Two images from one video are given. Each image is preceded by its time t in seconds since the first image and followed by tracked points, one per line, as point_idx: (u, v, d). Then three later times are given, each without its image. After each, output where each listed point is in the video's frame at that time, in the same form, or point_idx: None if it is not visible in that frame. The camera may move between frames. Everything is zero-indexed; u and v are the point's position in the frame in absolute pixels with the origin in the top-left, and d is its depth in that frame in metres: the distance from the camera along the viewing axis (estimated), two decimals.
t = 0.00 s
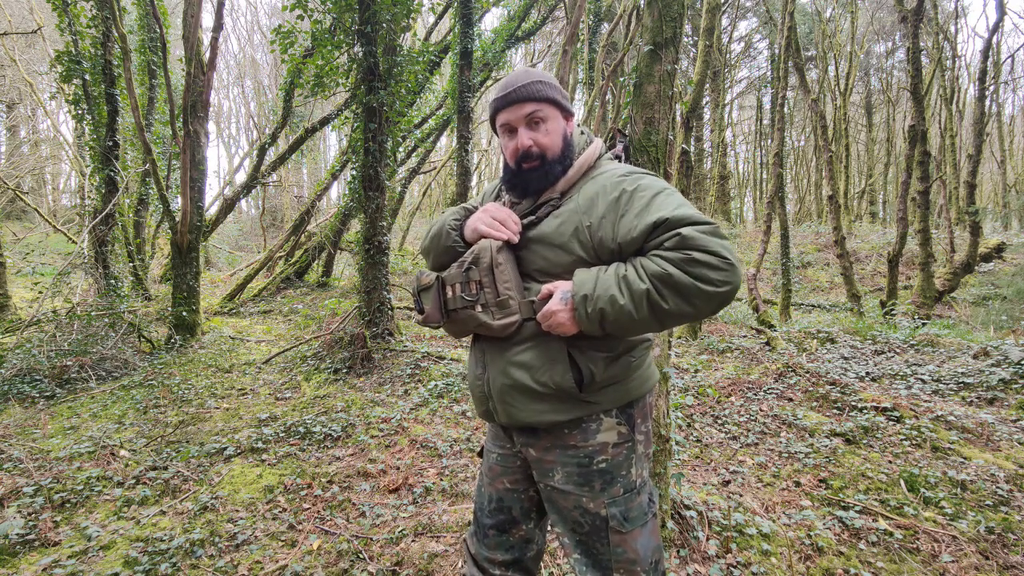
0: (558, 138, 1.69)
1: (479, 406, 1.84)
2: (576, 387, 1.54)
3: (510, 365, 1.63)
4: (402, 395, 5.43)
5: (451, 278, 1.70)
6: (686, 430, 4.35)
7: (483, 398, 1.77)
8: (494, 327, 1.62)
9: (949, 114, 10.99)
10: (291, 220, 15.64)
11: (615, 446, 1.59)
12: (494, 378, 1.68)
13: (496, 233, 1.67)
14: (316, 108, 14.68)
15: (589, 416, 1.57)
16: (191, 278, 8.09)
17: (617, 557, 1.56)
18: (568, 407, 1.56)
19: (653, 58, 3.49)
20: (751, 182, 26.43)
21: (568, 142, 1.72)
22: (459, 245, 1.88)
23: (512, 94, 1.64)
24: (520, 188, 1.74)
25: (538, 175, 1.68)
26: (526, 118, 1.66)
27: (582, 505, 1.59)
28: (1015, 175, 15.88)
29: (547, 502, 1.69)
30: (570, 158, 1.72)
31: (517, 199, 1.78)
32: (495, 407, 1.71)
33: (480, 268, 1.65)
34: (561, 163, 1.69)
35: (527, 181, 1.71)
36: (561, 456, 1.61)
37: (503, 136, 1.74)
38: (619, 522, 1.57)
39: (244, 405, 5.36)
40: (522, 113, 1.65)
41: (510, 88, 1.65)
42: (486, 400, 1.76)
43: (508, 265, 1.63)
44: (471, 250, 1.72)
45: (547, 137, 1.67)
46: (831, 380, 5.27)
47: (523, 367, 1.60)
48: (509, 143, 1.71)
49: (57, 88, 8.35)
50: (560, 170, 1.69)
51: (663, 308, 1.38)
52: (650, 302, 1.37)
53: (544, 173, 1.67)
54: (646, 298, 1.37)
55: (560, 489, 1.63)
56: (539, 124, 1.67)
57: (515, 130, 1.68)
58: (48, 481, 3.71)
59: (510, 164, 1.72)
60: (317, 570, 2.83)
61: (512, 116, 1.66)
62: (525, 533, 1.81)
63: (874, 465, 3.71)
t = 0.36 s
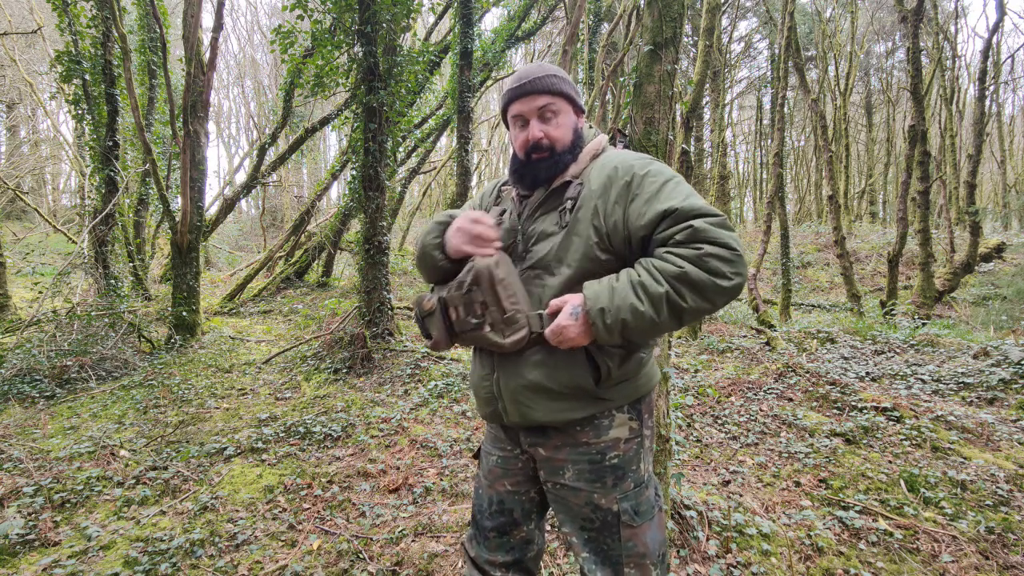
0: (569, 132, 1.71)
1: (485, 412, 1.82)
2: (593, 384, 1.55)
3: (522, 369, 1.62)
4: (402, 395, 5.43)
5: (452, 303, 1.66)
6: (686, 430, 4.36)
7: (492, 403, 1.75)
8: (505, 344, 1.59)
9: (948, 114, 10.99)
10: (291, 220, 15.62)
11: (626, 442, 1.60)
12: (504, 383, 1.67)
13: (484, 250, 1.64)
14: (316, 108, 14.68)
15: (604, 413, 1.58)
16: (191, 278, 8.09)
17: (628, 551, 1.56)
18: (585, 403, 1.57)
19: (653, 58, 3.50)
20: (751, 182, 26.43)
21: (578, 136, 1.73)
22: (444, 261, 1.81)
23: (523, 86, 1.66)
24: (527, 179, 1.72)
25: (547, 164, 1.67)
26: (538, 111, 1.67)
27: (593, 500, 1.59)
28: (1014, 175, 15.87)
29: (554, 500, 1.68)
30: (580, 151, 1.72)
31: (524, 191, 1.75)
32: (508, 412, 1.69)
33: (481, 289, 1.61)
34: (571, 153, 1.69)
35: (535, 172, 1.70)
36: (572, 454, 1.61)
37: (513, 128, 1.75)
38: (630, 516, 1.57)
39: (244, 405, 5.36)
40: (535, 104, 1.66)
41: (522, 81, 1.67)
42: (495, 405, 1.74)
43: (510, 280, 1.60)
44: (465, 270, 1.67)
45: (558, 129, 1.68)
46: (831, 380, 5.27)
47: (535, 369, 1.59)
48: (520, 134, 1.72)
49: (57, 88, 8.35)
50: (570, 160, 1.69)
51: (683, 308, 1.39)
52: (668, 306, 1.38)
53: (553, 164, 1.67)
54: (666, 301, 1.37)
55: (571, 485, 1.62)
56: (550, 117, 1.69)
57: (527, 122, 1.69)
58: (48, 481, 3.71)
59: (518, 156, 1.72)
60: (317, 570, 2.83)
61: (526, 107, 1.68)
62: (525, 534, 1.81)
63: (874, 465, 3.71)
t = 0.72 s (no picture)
0: (551, 127, 1.63)
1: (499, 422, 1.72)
2: (627, 375, 1.51)
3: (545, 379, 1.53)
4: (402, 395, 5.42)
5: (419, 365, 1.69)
6: (686, 430, 4.36)
7: (509, 417, 1.64)
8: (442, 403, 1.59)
9: (948, 114, 10.99)
10: (291, 219, 15.63)
11: (653, 432, 1.61)
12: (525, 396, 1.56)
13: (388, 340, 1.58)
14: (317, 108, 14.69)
15: (638, 400, 1.57)
16: (191, 278, 8.10)
17: (659, 538, 1.58)
18: (622, 394, 1.54)
19: (653, 58, 3.50)
20: (751, 182, 26.44)
21: (561, 128, 1.67)
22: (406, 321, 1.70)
23: (503, 80, 1.59)
24: (511, 175, 1.66)
25: (532, 159, 1.62)
26: (519, 105, 1.59)
27: (625, 495, 1.57)
28: (1014, 174, 15.87)
29: (581, 498, 1.65)
30: (564, 144, 1.67)
31: (509, 187, 1.68)
32: (534, 422, 1.60)
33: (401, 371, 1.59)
34: (555, 147, 1.64)
35: (520, 167, 1.64)
36: (605, 449, 1.57)
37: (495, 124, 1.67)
38: (661, 504, 1.59)
39: (244, 405, 5.36)
40: (515, 99, 1.58)
41: (502, 77, 1.60)
42: (514, 418, 1.63)
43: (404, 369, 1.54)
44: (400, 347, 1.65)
45: (540, 125, 1.61)
46: (831, 380, 5.27)
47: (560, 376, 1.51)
48: (501, 129, 1.65)
49: (57, 88, 8.35)
50: (555, 155, 1.64)
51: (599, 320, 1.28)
52: (582, 317, 1.27)
53: (538, 158, 1.62)
54: (580, 311, 1.28)
55: (602, 482, 1.59)
56: (532, 111, 1.61)
57: (507, 119, 1.62)
58: (48, 481, 3.71)
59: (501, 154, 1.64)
60: (317, 570, 2.83)
61: (505, 103, 1.60)
62: (532, 538, 1.80)
63: (874, 465, 3.71)
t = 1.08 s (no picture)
0: (459, 158, 1.54)
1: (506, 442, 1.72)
2: (616, 362, 1.51)
3: (544, 398, 1.53)
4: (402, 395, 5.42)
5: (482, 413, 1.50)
6: (686, 430, 4.35)
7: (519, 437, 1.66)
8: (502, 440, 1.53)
9: (949, 114, 10.99)
10: (291, 219, 15.62)
11: (651, 417, 1.63)
12: (534, 420, 1.60)
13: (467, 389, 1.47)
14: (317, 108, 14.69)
15: (632, 381, 1.57)
16: (191, 278, 8.10)
17: (664, 519, 1.61)
18: (619, 381, 1.54)
19: (653, 58, 3.50)
20: (751, 182, 26.44)
21: (471, 156, 1.58)
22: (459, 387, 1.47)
23: (401, 126, 1.52)
24: (435, 217, 1.59)
25: (448, 198, 1.55)
26: (422, 146, 1.52)
27: (633, 481, 1.57)
28: (1014, 174, 15.86)
29: (588, 488, 1.63)
30: (479, 170, 1.60)
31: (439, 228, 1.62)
32: (546, 438, 1.63)
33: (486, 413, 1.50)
34: (470, 176, 1.56)
35: (440, 207, 1.57)
36: (608, 438, 1.56)
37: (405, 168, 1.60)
38: (664, 485, 1.61)
39: (244, 405, 5.36)
40: (416, 140, 1.51)
41: (399, 124, 1.54)
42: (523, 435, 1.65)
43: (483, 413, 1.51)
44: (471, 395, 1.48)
45: (448, 160, 1.53)
46: (831, 380, 5.27)
47: (555, 392, 1.51)
48: (411, 175, 1.58)
49: (57, 88, 8.35)
50: (472, 184, 1.57)
51: (522, 274, 1.29)
52: (502, 274, 1.31)
53: (454, 196, 1.55)
54: (498, 270, 1.31)
55: (609, 471, 1.58)
56: (437, 149, 1.53)
57: (414, 163, 1.54)
58: (48, 481, 3.71)
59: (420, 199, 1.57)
60: (317, 570, 2.83)
61: (407, 147, 1.53)
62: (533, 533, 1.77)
63: (874, 465, 3.71)
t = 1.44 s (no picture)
0: (455, 210, 1.43)
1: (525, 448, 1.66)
2: (637, 365, 1.55)
3: (584, 419, 1.51)
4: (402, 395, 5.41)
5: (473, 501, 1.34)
6: (685, 430, 4.36)
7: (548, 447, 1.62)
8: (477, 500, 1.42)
9: (948, 114, 10.99)
10: (291, 220, 15.62)
11: (660, 403, 1.73)
12: (571, 435, 1.56)
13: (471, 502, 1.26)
14: (317, 108, 14.69)
15: (649, 376, 1.63)
16: (191, 278, 8.10)
17: (669, 493, 1.73)
18: (640, 376, 1.59)
19: (653, 58, 3.50)
20: (751, 182, 26.45)
21: (467, 205, 1.47)
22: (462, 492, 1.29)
23: (386, 193, 1.37)
24: (444, 279, 1.48)
25: (454, 258, 1.44)
26: (415, 210, 1.39)
27: (649, 461, 1.65)
28: (1015, 174, 15.85)
29: (604, 473, 1.68)
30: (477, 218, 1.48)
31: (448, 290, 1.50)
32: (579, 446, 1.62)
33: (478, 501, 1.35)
34: (470, 229, 1.46)
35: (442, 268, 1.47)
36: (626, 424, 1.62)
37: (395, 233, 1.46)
38: (670, 462, 1.74)
39: (244, 405, 5.36)
40: (409, 204, 1.38)
41: (380, 189, 1.38)
42: (552, 444, 1.61)
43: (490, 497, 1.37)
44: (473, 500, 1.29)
45: (445, 218, 1.41)
46: (831, 380, 5.27)
47: (594, 411, 1.50)
48: (406, 240, 1.44)
49: (57, 88, 8.35)
50: (474, 236, 1.47)
51: (560, 326, 1.28)
52: (537, 331, 1.28)
53: (461, 253, 1.44)
54: (533, 327, 1.28)
55: (627, 455, 1.63)
56: (431, 208, 1.41)
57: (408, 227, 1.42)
58: (48, 481, 3.71)
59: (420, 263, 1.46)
60: (317, 570, 2.83)
61: (401, 213, 1.39)
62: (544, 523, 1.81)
63: (874, 465, 3.71)
